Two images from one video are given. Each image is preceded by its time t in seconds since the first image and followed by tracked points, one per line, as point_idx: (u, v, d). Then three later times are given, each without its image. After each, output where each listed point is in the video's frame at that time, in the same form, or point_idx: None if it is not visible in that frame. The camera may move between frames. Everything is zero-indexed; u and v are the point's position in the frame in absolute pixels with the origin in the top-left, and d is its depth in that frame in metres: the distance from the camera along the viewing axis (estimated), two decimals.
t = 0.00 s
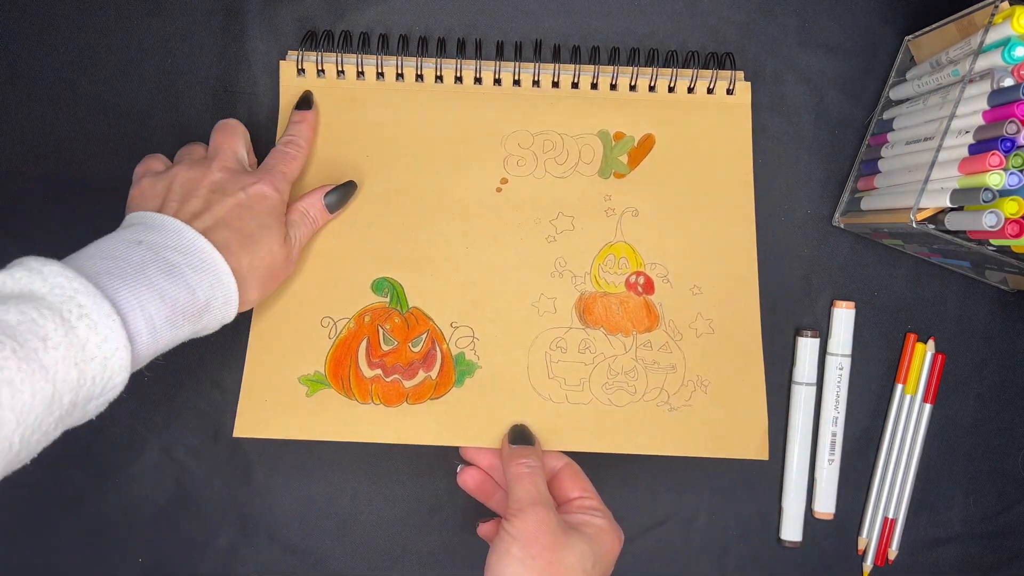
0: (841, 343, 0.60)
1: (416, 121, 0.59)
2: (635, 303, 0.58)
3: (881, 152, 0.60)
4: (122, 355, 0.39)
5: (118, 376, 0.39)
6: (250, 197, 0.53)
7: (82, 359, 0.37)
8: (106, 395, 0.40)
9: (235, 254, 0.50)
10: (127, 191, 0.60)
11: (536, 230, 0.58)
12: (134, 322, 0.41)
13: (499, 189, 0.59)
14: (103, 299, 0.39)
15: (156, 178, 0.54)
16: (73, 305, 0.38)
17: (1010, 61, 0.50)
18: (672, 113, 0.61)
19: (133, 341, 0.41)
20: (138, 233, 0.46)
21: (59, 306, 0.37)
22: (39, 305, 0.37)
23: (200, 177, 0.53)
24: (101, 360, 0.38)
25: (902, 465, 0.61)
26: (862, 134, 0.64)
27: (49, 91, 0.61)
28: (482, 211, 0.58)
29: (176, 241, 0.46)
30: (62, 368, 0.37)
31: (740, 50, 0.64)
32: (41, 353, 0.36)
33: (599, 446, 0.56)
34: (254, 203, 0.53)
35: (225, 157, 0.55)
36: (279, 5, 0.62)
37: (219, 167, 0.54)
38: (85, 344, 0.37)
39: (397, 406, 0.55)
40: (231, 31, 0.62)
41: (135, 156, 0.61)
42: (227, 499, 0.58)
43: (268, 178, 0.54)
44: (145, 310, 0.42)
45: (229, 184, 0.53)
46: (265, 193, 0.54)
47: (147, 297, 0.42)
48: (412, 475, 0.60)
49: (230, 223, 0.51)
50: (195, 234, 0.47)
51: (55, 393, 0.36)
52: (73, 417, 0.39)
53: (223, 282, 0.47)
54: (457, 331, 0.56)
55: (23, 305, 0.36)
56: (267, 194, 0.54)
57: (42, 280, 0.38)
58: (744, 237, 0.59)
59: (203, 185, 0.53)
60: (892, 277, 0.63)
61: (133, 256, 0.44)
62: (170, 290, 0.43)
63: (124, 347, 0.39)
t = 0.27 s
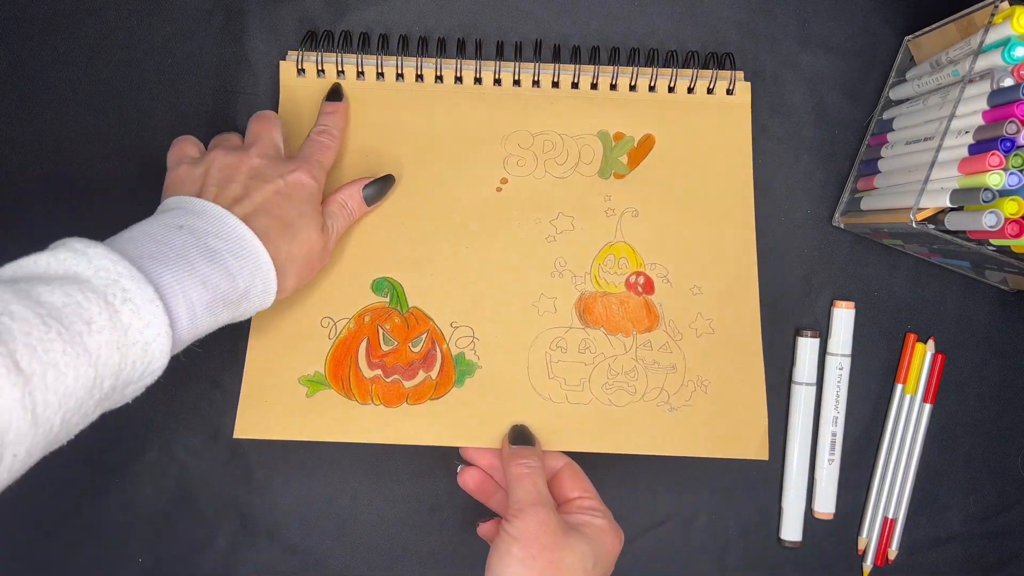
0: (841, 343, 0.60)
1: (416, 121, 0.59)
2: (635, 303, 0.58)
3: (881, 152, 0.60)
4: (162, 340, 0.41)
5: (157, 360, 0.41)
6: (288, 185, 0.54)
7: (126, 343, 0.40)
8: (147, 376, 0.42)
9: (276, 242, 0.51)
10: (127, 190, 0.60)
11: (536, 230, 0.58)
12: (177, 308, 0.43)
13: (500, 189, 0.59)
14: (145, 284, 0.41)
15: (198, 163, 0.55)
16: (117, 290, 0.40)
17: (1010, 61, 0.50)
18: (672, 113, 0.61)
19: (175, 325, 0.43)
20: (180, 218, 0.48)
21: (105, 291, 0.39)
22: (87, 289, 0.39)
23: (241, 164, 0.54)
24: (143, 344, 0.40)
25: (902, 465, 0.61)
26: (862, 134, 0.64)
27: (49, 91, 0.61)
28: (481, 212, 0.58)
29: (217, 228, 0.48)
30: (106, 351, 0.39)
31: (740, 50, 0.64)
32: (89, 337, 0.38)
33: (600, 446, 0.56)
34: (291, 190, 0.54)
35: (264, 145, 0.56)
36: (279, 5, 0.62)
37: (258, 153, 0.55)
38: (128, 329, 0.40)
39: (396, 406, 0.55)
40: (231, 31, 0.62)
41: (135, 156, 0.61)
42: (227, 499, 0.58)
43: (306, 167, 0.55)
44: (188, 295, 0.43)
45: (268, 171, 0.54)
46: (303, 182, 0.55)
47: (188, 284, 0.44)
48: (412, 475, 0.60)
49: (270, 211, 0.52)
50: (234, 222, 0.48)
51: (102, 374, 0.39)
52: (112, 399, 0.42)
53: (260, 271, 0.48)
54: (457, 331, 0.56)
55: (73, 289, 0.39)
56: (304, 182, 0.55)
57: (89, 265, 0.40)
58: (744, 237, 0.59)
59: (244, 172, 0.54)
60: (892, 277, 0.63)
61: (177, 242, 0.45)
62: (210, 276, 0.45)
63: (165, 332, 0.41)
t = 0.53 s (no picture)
0: (841, 343, 0.60)
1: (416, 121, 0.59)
2: (635, 302, 0.58)
3: (881, 152, 0.60)
4: (254, 329, 0.41)
5: (246, 346, 0.42)
6: (390, 188, 0.54)
7: (220, 327, 0.40)
8: (232, 359, 0.42)
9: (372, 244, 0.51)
10: (127, 189, 0.60)
11: (536, 229, 0.58)
12: (273, 298, 0.43)
13: (499, 189, 0.59)
14: (247, 271, 0.41)
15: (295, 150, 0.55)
16: (220, 274, 0.40)
17: (1010, 61, 0.50)
18: (672, 113, 0.61)
19: (269, 314, 0.43)
20: (281, 206, 0.48)
21: (207, 273, 0.40)
22: (191, 270, 0.39)
23: (344, 160, 0.54)
24: (236, 330, 0.41)
25: (902, 465, 0.61)
26: (862, 135, 0.64)
27: (49, 91, 0.61)
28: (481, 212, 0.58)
29: (319, 220, 0.48)
30: (202, 334, 0.39)
31: (740, 50, 0.64)
32: (188, 317, 0.38)
33: (600, 445, 0.56)
34: (391, 194, 0.54)
35: (366, 143, 0.55)
36: (280, 6, 0.63)
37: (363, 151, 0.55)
38: (225, 313, 0.40)
39: (397, 406, 0.55)
40: (231, 31, 0.62)
41: (135, 155, 0.61)
42: (227, 499, 0.58)
43: (404, 172, 0.55)
44: (285, 286, 0.44)
45: (375, 171, 0.54)
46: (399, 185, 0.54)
47: (286, 276, 0.44)
48: (411, 475, 0.60)
49: (368, 211, 0.52)
50: (336, 217, 0.48)
51: (193, 354, 0.39)
52: (192, 378, 0.42)
53: (354, 271, 0.48)
54: (456, 330, 0.56)
55: (177, 268, 0.39)
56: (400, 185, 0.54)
57: (193, 245, 0.40)
58: (744, 236, 0.59)
59: (348, 168, 0.54)
60: (892, 277, 0.63)
61: (277, 230, 0.45)
62: (307, 270, 0.45)
63: (258, 322, 0.42)
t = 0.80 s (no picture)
0: (841, 343, 0.60)
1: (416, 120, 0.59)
2: (635, 301, 0.58)
3: (881, 152, 0.60)
4: (368, 307, 0.40)
5: (355, 322, 0.40)
6: (502, 185, 0.54)
7: (337, 302, 0.39)
8: (336, 334, 0.41)
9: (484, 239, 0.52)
10: (126, 188, 0.60)
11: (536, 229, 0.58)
12: (386, 280, 0.42)
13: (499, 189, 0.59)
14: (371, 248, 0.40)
15: (406, 146, 0.55)
16: (346, 249, 0.39)
17: (1010, 61, 0.50)
18: (672, 112, 0.61)
19: (381, 294, 0.42)
20: (402, 190, 0.47)
21: (336, 246, 0.38)
22: (322, 241, 0.38)
23: (464, 156, 0.55)
24: (350, 307, 0.39)
25: (902, 465, 0.61)
26: (862, 134, 0.64)
27: (49, 91, 0.61)
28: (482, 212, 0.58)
29: (431, 207, 0.47)
30: (320, 306, 0.37)
31: (740, 50, 0.64)
32: (313, 288, 0.37)
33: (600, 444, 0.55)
34: (498, 191, 0.54)
35: (487, 139, 0.56)
36: (280, 6, 0.63)
37: (485, 148, 0.56)
38: (344, 288, 0.38)
39: (397, 406, 0.55)
40: (232, 30, 0.62)
41: (135, 154, 0.61)
42: (227, 498, 0.58)
43: (519, 170, 0.56)
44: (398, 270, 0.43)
45: (488, 169, 0.55)
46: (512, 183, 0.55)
47: (402, 259, 0.43)
48: (411, 475, 0.59)
49: (480, 207, 0.52)
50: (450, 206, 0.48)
51: (306, 327, 0.38)
52: (298, 348, 0.40)
53: (462, 262, 0.47)
54: (455, 329, 0.56)
55: (309, 238, 0.37)
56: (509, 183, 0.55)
57: (324, 217, 0.39)
58: (745, 236, 0.59)
59: (459, 164, 0.54)
60: (892, 277, 0.63)
61: (393, 211, 0.45)
62: (421, 255, 0.44)
63: (373, 301, 0.40)
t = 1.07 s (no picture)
0: (841, 343, 0.60)
1: (415, 120, 0.59)
2: (635, 300, 0.58)
3: (881, 152, 0.60)
4: (439, 288, 0.41)
5: (423, 301, 0.42)
6: (569, 180, 0.53)
7: (412, 282, 0.39)
8: (403, 309, 0.42)
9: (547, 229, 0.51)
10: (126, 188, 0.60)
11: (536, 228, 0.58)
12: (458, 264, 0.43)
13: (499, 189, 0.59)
14: (450, 233, 0.40)
15: (484, 126, 0.54)
16: (428, 231, 0.39)
17: (1010, 61, 0.50)
18: (672, 112, 0.60)
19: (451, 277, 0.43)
20: (479, 174, 0.47)
21: (418, 228, 0.39)
22: (407, 221, 0.38)
23: (538, 144, 0.54)
24: (424, 288, 0.40)
25: (902, 465, 0.61)
26: (862, 134, 0.64)
27: (49, 92, 0.61)
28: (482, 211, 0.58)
29: (505, 193, 0.47)
30: (398, 286, 0.39)
31: (740, 50, 0.64)
32: (394, 268, 0.37)
33: (600, 444, 0.55)
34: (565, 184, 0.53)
35: (560, 130, 0.55)
36: (280, 6, 0.63)
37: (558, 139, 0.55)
38: (422, 270, 0.39)
39: (397, 407, 0.55)
40: (232, 30, 0.62)
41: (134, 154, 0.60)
42: (226, 498, 0.58)
43: (587, 166, 0.55)
44: (470, 255, 0.43)
45: (561, 162, 0.54)
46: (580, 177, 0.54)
47: (476, 245, 0.43)
48: (411, 476, 0.59)
49: (546, 197, 0.51)
50: (521, 194, 0.48)
51: (379, 303, 0.39)
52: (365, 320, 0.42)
53: (525, 253, 0.48)
54: (454, 328, 0.56)
55: (395, 218, 0.38)
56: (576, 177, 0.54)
57: (408, 196, 0.39)
58: (745, 235, 0.59)
59: (533, 151, 0.53)
60: (892, 277, 0.63)
61: (470, 194, 0.45)
62: (492, 242, 0.44)
63: (444, 283, 0.41)
